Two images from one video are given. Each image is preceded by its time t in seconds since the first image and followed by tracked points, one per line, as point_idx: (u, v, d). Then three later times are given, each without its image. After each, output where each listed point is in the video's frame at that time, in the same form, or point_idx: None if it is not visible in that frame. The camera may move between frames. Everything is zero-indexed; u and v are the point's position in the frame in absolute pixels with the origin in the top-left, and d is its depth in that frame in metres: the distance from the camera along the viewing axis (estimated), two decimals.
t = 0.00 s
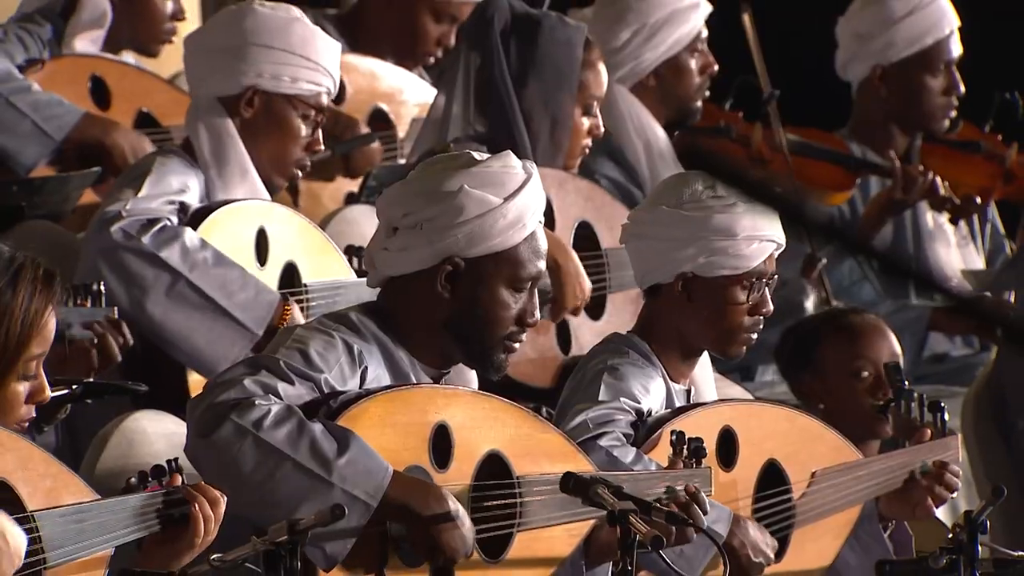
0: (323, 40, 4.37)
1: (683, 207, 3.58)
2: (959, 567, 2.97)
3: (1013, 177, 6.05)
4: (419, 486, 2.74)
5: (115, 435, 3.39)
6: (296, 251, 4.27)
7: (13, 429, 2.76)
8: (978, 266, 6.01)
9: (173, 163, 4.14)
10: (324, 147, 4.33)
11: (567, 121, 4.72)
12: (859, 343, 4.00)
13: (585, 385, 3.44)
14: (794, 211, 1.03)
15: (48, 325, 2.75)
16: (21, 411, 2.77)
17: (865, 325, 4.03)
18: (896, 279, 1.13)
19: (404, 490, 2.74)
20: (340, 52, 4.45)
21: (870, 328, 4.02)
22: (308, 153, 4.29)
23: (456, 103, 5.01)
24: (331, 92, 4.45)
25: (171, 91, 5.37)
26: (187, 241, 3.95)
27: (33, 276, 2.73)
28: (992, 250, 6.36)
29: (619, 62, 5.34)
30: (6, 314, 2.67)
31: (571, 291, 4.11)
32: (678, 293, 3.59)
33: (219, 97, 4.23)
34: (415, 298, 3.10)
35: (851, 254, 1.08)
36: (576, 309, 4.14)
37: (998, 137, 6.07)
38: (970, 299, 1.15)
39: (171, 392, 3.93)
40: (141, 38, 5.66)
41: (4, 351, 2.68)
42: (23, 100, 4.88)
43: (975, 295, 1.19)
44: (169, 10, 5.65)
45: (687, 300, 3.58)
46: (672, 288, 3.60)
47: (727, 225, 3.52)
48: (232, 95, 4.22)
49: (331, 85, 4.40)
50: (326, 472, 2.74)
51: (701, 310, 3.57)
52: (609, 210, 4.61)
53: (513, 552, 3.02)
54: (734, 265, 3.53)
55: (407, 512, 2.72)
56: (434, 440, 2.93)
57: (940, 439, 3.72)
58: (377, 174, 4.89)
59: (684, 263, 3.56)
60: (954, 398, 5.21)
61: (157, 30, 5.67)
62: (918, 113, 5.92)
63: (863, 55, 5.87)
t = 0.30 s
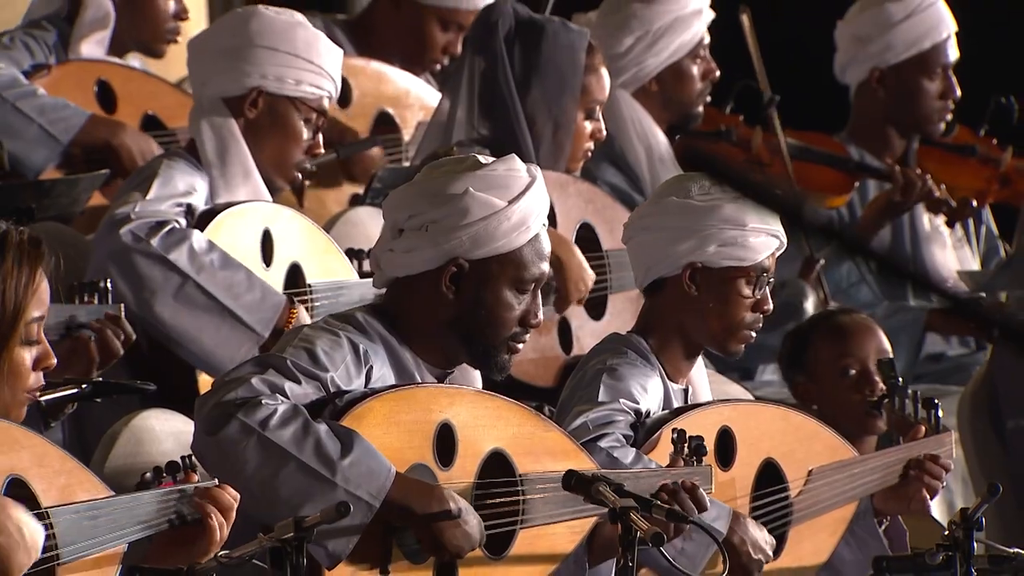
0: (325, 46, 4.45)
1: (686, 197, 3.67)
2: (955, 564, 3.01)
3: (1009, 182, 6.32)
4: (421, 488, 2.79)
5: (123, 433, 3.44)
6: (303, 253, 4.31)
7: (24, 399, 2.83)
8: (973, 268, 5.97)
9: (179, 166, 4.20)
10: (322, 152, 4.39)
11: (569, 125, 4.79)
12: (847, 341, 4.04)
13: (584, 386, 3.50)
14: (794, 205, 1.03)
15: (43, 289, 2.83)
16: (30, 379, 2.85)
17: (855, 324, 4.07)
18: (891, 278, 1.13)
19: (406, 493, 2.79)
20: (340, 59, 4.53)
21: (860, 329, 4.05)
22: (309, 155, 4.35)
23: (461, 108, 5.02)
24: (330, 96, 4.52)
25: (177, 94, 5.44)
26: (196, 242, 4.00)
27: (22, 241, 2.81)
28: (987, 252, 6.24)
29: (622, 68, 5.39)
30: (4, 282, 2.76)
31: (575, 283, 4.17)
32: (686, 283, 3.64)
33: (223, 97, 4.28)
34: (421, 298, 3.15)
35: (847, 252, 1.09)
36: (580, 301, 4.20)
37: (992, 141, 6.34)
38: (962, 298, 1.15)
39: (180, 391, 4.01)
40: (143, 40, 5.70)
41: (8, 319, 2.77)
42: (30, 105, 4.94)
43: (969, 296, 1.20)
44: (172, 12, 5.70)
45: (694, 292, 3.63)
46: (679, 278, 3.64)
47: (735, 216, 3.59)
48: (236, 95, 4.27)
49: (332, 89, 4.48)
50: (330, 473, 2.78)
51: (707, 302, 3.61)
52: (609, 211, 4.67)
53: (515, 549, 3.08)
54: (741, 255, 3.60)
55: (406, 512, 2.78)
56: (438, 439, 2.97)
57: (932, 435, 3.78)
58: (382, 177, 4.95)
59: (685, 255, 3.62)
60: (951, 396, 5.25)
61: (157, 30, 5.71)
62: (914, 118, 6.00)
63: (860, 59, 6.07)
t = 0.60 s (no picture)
0: (349, 71, 4.43)
1: (688, 205, 3.71)
2: (955, 560, 3.06)
3: (1007, 183, 6.16)
4: (426, 487, 2.85)
5: (134, 431, 3.48)
6: (313, 253, 4.35)
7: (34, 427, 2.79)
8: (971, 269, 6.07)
9: (194, 167, 4.25)
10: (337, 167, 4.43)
11: (575, 127, 4.85)
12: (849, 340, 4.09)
13: (588, 384, 3.54)
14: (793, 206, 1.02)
15: (73, 328, 2.80)
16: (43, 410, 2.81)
17: (856, 324, 4.11)
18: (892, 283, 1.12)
19: (412, 491, 2.84)
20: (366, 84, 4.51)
21: (861, 328, 4.10)
22: (321, 170, 4.39)
23: (469, 109, 5.04)
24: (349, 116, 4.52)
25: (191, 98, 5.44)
26: (208, 241, 4.06)
27: (60, 280, 2.79)
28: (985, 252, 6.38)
29: (626, 72, 5.44)
30: (34, 316, 2.73)
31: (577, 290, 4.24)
32: (690, 289, 3.68)
33: (239, 112, 4.32)
34: (427, 298, 3.19)
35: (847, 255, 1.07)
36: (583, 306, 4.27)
37: (989, 144, 6.21)
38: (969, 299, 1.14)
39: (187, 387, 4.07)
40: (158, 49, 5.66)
41: (30, 352, 2.73)
42: (44, 108, 5.00)
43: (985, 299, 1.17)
44: (187, 27, 5.67)
45: (697, 296, 3.68)
46: (682, 284, 3.69)
47: (738, 222, 3.64)
48: (251, 112, 4.31)
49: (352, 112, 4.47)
50: (336, 471, 2.83)
51: (710, 307, 3.66)
52: (613, 212, 4.71)
53: (521, 545, 3.12)
54: (743, 261, 3.65)
55: (413, 510, 2.84)
56: (444, 436, 3.02)
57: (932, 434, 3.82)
58: (389, 178, 5.00)
59: (689, 262, 3.67)
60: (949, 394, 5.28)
61: (174, 47, 5.66)
62: (912, 120, 6.07)
63: (860, 60, 6.15)
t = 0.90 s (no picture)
0: (350, 57, 4.54)
1: (692, 211, 3.74)
2: (954, 556, 3.09)
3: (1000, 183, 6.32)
4: (434, 483, 2.90)
5: (146, 429, 3.54)
6: (320, 254, 4.41)
7: (43, 387, 2.92)
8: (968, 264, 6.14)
9: (203, 170, 4.31)
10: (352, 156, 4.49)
11: (586, 130, 4.89)
12: (852, 338, 4.13)
13: (592, 384, 3.59)
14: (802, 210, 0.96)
15: (56, 279, 2.92)
16: (48, 369, 2.94)
17: (859, 323, 4.15)
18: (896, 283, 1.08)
19: (419, 488, 2.89)
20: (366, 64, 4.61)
21: (864, 327, 4.15)
22: (336, 160, 4.44)
23: (480, 112, 5.08)
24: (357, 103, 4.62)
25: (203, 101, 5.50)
26: (215, 242, 4.11)
27: (36, 236, 2.89)
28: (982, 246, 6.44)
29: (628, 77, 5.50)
30: (19, 279, 2.84)
31: (580, 293, 4.26)
32: (688, 293, 3.74)
33: (249, 113, 4.39)
34: (434, 298, 3.24)
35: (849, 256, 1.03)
36: (585, 311, 4.29)
37: (989, 145, 6.36)
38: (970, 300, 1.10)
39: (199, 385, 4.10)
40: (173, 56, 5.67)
41: (22, 313, 2.85)
42: (58, 113, 5.05)
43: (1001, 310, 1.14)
44: (200, 34, 5.68)
45: (695, 300, 3.73)
46: (682, 288, 3.75)
47: (736, 229, 3.67)
48: (261, 111, 4.38)
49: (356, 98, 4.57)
50: (343, 468, 2.89)
51: (710, 310, 3.71)
52: (614, 215, 4.75)
53: (527, 541, 3.18)
54: (742, 267, 3.69)
55: (419, 508, 2.89)
56: (451, 434, 3.07)
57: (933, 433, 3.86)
58: (397, 180, 5.05)
59: (693, 265, 3.71)
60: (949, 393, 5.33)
61: (186, 53, 5.69)
62: (912, 122, 6.10)
63: (859, 66, 6.19)
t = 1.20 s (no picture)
0: (358, 64, 4.55)
1: (706, 209, 3.82)
2: (955, 552, 3.14)
3: (1004, 188, 6.47)
4: (439, 484, 2.95)
5: (159, 427, 3.59)
6: (329, 254, 4.46)
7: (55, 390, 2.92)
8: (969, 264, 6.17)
9: (211, 172, 4.35)
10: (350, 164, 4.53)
11: (594, 134, 4.95)
12: (856, 338, 4.18)
13: (597, 380, 3.63)
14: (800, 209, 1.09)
15: (72, 284, 2.91)
16: (59, 372, 2.93)
17: (864, 323, 4.20)
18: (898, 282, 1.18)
19: (426, 489, 2.95)
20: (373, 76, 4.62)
21: (868, 326, 4.19)
22: (336, 168, 4.48)
23: (490, 116, 5.12)
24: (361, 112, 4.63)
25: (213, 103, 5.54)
26: (225, 246, 4.16)
27: (51, 242, 2.87)
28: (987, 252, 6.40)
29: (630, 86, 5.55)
30: (37, 283, 2.83)
31: (586, 290, 4.32)
32: (690, 294, 3.78)
33: (256, 111, 4.42)
34: (443, 298, 3.29)
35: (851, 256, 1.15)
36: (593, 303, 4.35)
37: (990, 149, 6.48)
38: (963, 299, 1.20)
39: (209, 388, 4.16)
40: (187, 48, 5.77)
41: (37, 319, 2.83)
42: (73, 111, 5.10)
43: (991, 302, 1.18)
44: (213, 22, 5.78)
45: (697, 300, 3.77)
46: (684, 288, 3.79)
47: (745, 232, 3.75)
48: (268, 109, 4.40)
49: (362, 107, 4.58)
50: (353, 467, 2.93)
51: (710, 311, 3.75)
52: (617, 220, 4.80)
53: (534, 538, 3.23)
54: (746, 272, 3.74)
55: (423, 506, 2.94)
56: (458, 433, 3.12)
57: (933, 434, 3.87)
58: (407, 182, 5.10)
59: (698, 262, 3.77)
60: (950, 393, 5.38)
61: (201, 42, 5.78)
62: (916, 128, 6.19)
63: (864, 74, 6.23)
